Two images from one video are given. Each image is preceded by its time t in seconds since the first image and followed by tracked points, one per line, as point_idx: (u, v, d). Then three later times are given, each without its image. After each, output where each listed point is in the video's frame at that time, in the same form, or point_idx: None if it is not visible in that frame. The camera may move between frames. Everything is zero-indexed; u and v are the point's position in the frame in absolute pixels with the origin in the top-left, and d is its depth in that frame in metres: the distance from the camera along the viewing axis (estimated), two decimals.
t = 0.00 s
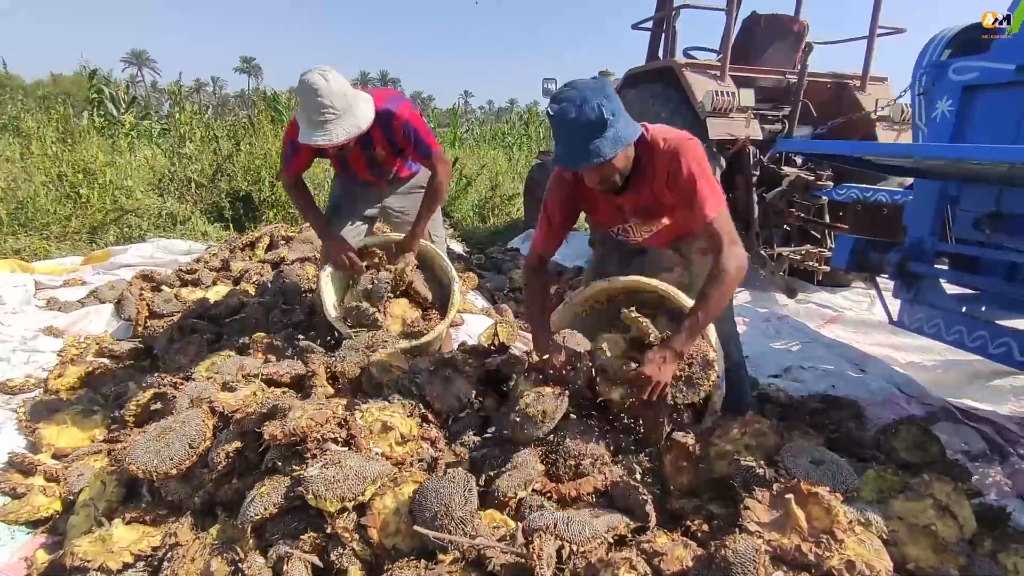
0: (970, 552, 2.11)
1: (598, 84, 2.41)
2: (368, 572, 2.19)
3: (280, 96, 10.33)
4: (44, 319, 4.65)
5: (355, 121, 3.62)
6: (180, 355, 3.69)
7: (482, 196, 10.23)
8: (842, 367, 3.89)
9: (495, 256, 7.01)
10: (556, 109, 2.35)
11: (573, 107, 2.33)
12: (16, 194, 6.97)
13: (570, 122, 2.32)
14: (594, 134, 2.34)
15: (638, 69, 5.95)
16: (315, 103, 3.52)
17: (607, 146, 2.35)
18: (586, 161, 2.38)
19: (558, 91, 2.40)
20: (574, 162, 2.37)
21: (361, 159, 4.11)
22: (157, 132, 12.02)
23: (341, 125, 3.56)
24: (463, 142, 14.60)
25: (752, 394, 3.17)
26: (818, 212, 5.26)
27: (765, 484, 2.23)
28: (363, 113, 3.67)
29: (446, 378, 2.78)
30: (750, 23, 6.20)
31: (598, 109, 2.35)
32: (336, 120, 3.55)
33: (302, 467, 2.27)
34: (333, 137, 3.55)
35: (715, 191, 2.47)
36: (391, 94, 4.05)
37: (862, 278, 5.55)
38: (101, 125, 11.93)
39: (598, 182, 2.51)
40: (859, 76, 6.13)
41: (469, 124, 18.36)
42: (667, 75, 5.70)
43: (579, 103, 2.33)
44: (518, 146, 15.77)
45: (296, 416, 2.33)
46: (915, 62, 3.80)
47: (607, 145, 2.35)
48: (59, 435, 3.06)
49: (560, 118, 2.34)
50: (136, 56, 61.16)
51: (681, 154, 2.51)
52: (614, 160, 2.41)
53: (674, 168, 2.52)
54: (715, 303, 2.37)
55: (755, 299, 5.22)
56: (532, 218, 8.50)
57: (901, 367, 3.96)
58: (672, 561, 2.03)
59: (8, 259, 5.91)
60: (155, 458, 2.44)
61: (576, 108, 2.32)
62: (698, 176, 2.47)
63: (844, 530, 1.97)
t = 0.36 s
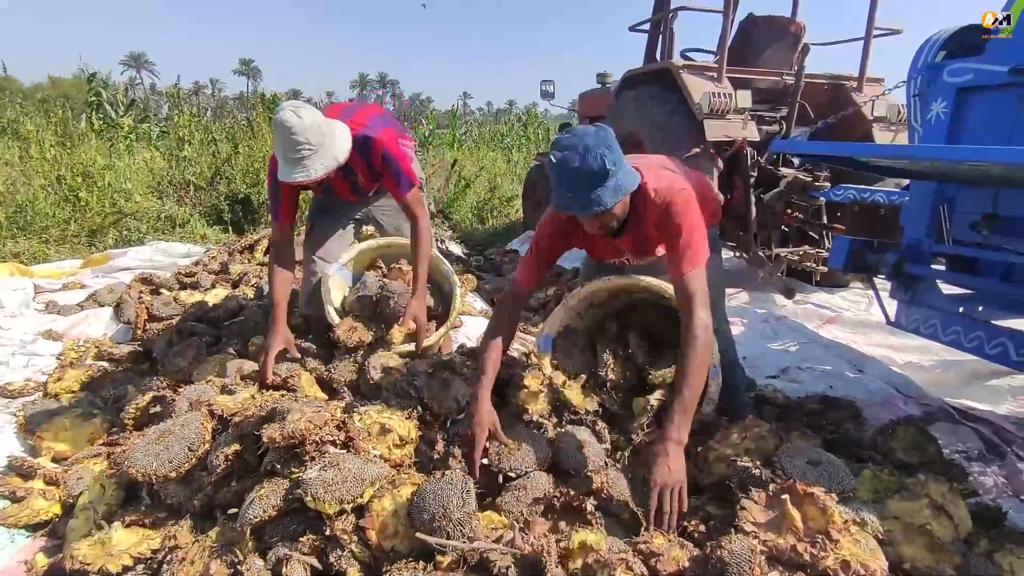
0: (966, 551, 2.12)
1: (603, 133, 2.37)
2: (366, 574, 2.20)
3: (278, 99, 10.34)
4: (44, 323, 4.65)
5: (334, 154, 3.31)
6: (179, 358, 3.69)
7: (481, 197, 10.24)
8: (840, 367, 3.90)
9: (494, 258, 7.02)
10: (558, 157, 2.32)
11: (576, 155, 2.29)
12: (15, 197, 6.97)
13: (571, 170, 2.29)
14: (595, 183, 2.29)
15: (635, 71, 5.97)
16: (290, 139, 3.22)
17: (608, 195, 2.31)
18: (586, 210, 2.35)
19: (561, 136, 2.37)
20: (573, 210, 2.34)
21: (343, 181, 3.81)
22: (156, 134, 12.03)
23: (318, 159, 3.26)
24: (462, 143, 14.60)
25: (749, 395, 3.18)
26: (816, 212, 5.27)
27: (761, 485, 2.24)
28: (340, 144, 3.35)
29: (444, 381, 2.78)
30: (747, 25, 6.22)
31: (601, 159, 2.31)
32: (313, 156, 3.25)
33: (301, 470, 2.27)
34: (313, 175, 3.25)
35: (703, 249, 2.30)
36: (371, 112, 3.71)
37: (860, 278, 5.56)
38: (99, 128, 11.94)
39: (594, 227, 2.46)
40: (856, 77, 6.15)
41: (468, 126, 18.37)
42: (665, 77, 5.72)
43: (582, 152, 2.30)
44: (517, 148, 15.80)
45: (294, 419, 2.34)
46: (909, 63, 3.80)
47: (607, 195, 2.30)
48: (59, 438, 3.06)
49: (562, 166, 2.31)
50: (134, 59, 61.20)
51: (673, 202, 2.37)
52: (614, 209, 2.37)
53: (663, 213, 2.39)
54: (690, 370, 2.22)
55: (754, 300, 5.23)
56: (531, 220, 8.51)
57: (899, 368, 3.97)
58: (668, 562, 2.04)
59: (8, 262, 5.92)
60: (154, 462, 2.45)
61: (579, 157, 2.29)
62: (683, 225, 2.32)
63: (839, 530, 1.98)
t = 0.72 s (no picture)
0: (961, 547, 2.13)
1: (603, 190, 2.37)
2: (365, 572, 2.20)
3: (276, 100, 10.34)
4: (42, 324, 4.66)
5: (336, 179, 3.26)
6: (177, 358, 3.70)
7: (479, 198, 10.26)
8: (838, 365, 3.91)
9: (493, 258, 7.03)
10: (561, 221, 2.32)
11: (578, 220, 2.30)
12: (13, 199, 6.97)
13: (575, 234, 2.29)
14: (598, 243, 2.29)
15: (633, 71, 5.99)
16: (293, 168, 3.17)
17: (610, 253, 2.30)
18: (591, 267, 2.35)
19: (562, 197, 2.37)
20: (578, 269, 2.33)
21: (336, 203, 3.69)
22: (155, 136, 12.04)
23: (322, 186, 3.21)
24: (460, 143, 14.60)
25: (747, 393, 3.20)
26: (813, 211, 5.28)
27: (756, 482, 2.26)
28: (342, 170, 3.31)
29: (441, 380, 2.79)
30: (744, 24, 6.24)
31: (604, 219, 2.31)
32: (316, 184, 3.20)
33: (300, 468, 2.28)
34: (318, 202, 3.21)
35: (682, 294, 2.43)
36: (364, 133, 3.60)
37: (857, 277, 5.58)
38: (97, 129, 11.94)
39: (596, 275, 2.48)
40: (853, 76, 6.16)
41: (467, 126, 18.38)
42: (662, 77, 5.74)
43: (585, 216, 2.30)
44: (515, 148, 15.81)
45: (293, 419, 2.35)
46: (906, 62, 3.81)
47: (613, 254, 2.30)
48: (58, 439, 3.06)
49: (565, 229, 2.31)
50: (132, 60, 61.12)
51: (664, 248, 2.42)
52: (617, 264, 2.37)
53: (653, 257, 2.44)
54: (648, 407, 2.34)
55: (752, 298, 5.24)
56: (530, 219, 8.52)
57: (896, 366, 3.98)
58: (665, 558, 2.06)
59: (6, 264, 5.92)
60: (154, 461, 2.46)
61: (582, 221, 2.29)
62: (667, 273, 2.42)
63: (834, 526, 1.99)
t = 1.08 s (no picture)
0: (955, 547, 2.13)
1: (611, 181, 2.44)
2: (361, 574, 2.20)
3: (273, 101, 10.34)
4: (39, 327, 4.65)
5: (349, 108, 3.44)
6: (174, 360, 3.70)
7: (476, 198, 10.26)
8: (834, 365, 3.92)
9: (490, 258, 7.04)
10: (568, 207, 2.38)
11: (584, 208, 2.36)
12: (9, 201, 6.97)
13: (580, 221, 2.35)
14: (602, 231, 2.36)
15: (629, 71, 5.99)
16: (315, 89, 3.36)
17: (614, 243, 2.36)
18: (592, 256, 2.42)
19: (571, 184, 2.43)
20: (580, 256, 2.40)
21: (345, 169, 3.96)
22: (152, 138, 12.03)
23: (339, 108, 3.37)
24: (457, 144, 14.62)
25: (744, 394, 3.20)
26: (810, 211, 5.30)
27: (752, 483, 2.26)
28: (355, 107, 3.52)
29: (438, 381, 2.79)
30: (740, 25, 6.26)
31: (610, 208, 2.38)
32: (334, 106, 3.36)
33: (296, 471, 2.28)
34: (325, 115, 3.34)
35: (684, 290, 2.48)
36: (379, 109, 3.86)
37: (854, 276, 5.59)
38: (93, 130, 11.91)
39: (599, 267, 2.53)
40: (848, 76, 6.18)
41: (464, 127, 18.38)
42: (659, 77, 5.74)
43: (592, 203, 2.36)
44: (512, 148, 15.81)
45: (289, 421, 2.35)
46: (902, 63, 3.83)
47: (616, 245, 2.37)
48: (54, 442, 3.06)
49: (571, 215, 2.37)
50: (129, 61, 61.01)
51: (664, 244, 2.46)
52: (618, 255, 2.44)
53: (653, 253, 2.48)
54: (664, 401, 2.34)
55: (748, 299, 5.25)
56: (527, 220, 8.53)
57: (892, 365, 3.99)
58: (660, 559, 2.06)
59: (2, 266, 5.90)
60: (150, 464, 2.46)
61: (588, 209, 2.35)
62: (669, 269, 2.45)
63: (829, 527, 1.99)
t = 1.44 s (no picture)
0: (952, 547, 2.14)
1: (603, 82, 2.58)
2: None
3: (271, 105, 10.37)
4: (35, 331, 4.64)
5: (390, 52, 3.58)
6: (171, 363, 3.70)
7: (474, 200, 10.27)
8: (831, 367, 3.93)
9: (488, 261, 7.04)
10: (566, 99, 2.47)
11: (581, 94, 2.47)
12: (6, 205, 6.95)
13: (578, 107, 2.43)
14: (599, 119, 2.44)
15: (628, 73, 5.99)
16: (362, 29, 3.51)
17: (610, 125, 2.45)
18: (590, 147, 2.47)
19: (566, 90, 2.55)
20: (579, 144, 2.44)
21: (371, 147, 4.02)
22: (149, 140, 12.02)
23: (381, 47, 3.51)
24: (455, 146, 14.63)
25: (742, 395, 3.21)
26: (807, 213, 5.31)
27: (749, 485, 2.26)
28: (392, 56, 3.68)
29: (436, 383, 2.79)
30: (736, 28, 6.28)
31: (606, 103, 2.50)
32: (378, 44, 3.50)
33: (293, 474, 2.27)
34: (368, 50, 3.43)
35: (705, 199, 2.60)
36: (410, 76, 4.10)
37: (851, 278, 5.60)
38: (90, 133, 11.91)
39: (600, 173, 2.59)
40: (845, 78, 6.20)
41: (461, 129, 18.40)
42: (657, 79, 5.73)
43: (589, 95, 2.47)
44: (510, 150, 15.83)
45: (286, 424, 2.35)
46: (896, 65, 3.84)
47: (614, 129, 2.46)
48: (50, 446, 3.05)
49: (569, 105, 2.45)
50: (126, 64, 61.00)
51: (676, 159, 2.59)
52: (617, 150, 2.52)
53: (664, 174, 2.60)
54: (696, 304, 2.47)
55: (746, 300, 5.26)
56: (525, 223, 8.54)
57: (889, 366, 4.00)
58: (657, 561, 2.06)
59: None
60: (146, 468, 2.45)
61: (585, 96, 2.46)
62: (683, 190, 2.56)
63: (825, 528, 1.99)
